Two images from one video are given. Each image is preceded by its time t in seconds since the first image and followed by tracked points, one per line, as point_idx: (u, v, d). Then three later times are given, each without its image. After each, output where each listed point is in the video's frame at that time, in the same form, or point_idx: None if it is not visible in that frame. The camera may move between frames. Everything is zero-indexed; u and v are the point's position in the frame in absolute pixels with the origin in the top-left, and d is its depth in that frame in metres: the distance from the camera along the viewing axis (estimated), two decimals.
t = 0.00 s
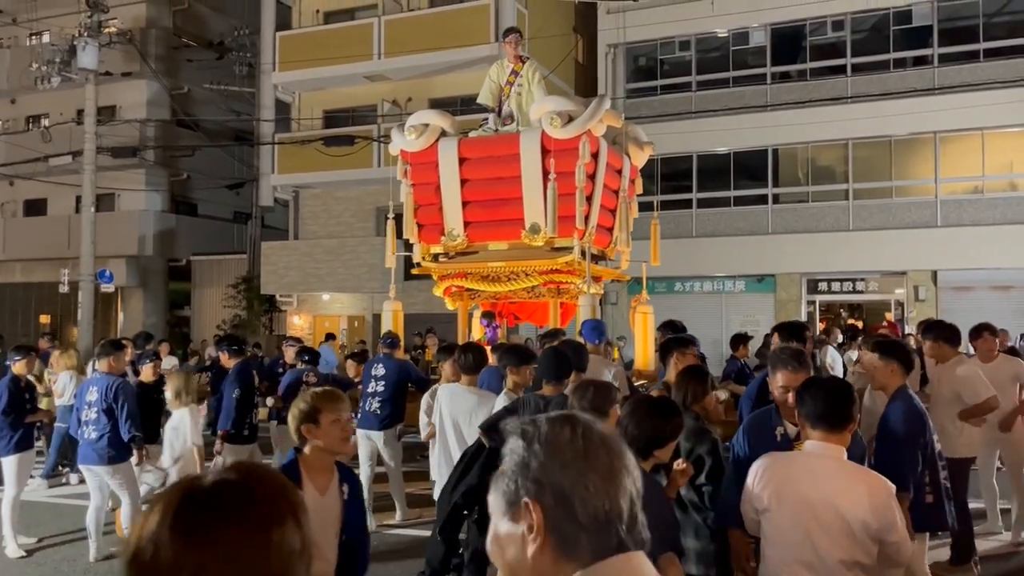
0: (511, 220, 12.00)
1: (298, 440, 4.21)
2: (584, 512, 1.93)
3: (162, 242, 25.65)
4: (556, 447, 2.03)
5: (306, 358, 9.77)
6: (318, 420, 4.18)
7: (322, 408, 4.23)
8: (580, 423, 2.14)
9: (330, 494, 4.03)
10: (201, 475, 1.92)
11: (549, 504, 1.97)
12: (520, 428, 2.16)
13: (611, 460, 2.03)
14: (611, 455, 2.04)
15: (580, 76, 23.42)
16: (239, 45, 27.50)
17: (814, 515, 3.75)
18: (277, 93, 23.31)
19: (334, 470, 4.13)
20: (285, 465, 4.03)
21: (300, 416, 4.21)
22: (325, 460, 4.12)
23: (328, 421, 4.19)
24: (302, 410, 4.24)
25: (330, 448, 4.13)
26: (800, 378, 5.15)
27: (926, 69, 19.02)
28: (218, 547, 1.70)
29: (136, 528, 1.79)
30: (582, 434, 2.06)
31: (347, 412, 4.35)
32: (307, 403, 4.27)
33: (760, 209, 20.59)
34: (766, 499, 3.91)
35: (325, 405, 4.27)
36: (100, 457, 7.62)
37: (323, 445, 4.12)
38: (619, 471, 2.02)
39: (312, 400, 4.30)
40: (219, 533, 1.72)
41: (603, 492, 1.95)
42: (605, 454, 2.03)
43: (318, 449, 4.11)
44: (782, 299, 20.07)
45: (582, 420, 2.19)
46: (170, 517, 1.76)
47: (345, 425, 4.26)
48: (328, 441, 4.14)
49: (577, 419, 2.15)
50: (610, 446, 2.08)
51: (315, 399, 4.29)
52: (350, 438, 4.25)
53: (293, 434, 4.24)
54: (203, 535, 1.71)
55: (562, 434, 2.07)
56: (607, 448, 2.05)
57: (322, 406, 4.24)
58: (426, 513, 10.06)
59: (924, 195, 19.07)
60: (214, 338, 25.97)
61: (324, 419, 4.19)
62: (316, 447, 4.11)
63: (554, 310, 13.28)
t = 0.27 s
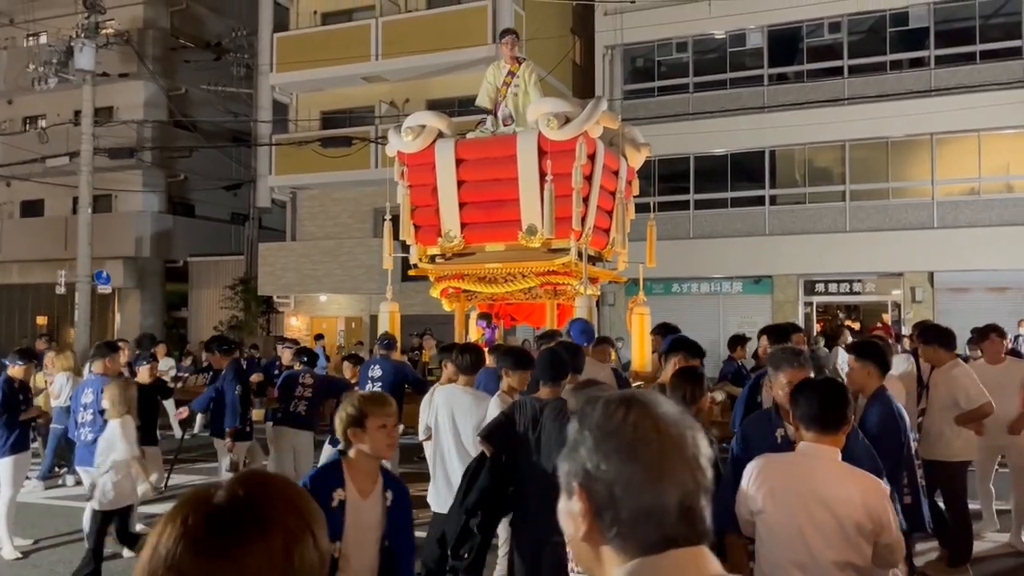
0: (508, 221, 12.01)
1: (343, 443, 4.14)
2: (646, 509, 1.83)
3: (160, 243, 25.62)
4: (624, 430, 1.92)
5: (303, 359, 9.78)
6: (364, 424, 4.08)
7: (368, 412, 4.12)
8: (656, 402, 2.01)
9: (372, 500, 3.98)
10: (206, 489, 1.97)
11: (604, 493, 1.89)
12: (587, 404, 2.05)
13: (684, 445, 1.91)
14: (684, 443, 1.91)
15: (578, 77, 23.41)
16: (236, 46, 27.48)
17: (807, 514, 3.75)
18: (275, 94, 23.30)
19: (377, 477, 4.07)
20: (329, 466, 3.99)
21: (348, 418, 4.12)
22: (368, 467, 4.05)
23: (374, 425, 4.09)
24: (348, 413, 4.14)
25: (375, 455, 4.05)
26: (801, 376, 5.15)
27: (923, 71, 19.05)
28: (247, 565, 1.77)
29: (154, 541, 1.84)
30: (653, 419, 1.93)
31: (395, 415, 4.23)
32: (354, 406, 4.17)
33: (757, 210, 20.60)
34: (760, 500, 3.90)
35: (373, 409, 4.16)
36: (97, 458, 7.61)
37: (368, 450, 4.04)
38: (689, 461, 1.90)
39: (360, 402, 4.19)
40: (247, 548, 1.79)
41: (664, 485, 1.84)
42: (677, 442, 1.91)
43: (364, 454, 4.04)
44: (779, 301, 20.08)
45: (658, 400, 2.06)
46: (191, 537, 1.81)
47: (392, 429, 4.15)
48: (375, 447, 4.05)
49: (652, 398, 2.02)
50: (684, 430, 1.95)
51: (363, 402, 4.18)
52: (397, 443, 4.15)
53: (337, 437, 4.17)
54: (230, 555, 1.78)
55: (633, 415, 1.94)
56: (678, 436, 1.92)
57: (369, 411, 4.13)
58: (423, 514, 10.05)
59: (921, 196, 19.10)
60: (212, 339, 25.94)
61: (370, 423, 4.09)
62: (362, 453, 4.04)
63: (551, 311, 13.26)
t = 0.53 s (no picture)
0: (503, 223, 12.02)
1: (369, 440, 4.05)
2: (702, 508, 1.96)
3: (154, 244, 25.57)
4: (680, 430, 2.07)
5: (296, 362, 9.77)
6: (385, 422, 3.97)
7: (389, 410, 3.99)
8: (721, 403, 2.14)
9: (399, 497, 3.92)
10: (169, 493, 1.95)
11: (660, 490, 2.04)
12: (653, 403, 2.21)
13: (740, 448, 2.02)
14: (743, 445, 2.03)
15: (572, 79, 23.43)
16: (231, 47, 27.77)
17: (801, 520, 3.73)
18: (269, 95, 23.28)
19: (402, 475, 3.96)
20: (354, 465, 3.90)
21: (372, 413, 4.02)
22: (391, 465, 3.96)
23: (395, 423, 3.96)
24: (371, 410, 4.03)
25: (398, 453, 3.92)
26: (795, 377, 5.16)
27: (916, 73, 19.11)
28: (205, 572, 1.77)
29: (113, 546, 1.85)
30: (714, 422, 2.06)
31: (419, 411, 4.08)
32: (377, 403, 4.04)
33: (751, 212, 20.63)
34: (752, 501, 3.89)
35: (395, 406, 4.03)
36: (91, 461, 7.58)
37: (389, 448, 3.92)
38: (746, 461, 2.01)
39: (382, 399, 4.06)
40: (204, 557, 1.78)
41: (719, 484, 1.96)
42: (735, 445, 2.03)
43: (387, 452, 3.93)
44: (773, 303, 20.12)
45: (727, 400, 2.18)
46: (150, 543, 1.81)
47: (415, 426, 4.00)
48: (397, 445, 3.92)
49: (718, 398, 2.15)
50: (746, 434, 2.07)
51: (385, 398, 4.06)
52: (421, 441, 3.99)
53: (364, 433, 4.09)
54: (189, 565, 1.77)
55: (693, 417, 2.09)
56: (743, 440, 2.05)
57: (390, 408, 4.00)
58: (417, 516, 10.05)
59: (914, 199, 19.16)
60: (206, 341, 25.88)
61: (391, 421, 3.96)
62: (385, 450, 3.93)
63: (545, 313, 13.27)
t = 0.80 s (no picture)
0: (491, 225, 12.03)
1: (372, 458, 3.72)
2: (705, 521, 1.93)
3: (140, 245, 25.41)
4: (687, 445, 2.01)
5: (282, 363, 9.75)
6: (389, 436, 3.65)
7: (394, 423, 3.69)
8: (734, 416, 2.06)
9: (408, 518, 3.56)
10: (116, 498, 1.86)
11: (664, 506, 2.02)
12: (666, 412, 2.16)
13: (749, 466, 1.96)
14: (754, 460, 1.97)
15: (561, 81, 23.47)
16: (219, 48, 27.66)
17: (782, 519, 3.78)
18: (257, 96, 23.20)
19: (407, 493, 3.60)
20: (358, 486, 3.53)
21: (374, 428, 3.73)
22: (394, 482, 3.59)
23: (400, 436, 3.65)
24: (374, 424, 3.73)
25: (403, 469, 3.58)
26: (778, 378, 5.19)
27: (902, 77, 19.25)
28: None
29: (52, 553, 1.75)
30: (724, 435, 2.01)
31: (426, 426, 3.77)
32: (381, 417, 3.75)
33: (738, 214, 20.71)
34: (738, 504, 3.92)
35: (400, 419, 3.72)
36: (76, 463, 7.52)
37: (392, 463, 3.58)
38: (754, 481, 1.94)
39: (387, 412, 3.77)
40: (146, 563, 1.68)
41: (724, 505, 1.92)
42: (743, 462, 1.96)
43: (391, 467, 3.58)
44: (760, 305, 20.21)
45: (743, 412, 2.10)
46: (88, 550, 1.71)
47: (421, 441, 3.68)
48: (402, 459, 3.58)
49: (731, 409, 2.08)
50: (759, 450, 2.00)
51: (390, 411, 3.76)
52: (428, 456, 3.67)
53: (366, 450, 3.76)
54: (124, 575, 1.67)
55: (702, 431, 2.03)
56: (757, 455, 1.98)
57: (395, 420, 3.70)
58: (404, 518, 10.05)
59: (900, 202, 19.28)
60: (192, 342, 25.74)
61: (396, 435, 3.65)
62: (389, 466, 3.59)
63: (533, 315, 13.28)
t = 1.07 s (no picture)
0: (471, 228, 12.03)
1: (367, 466, 3.68)
2: (635, 539, 1.73)
3: (116, 246, 25.17)
4: (615, 458, 1.79)
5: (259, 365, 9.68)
6: (388, 444, 3.62)
7: (393, 431, 3.66)
8: (668, 424, 1.82)
9: (409, 528, 3.53)
10: (49, 518, 1.80)
11: (595, 519, 1.81)
12: (599, 418, 1.92)
13: (680, 483, 1.74)
14: (686, 472, 1.75)
15: (541, 84, 23.51)
16: (197, 48, 27.31)
17: (757, 524, 3.80)
18: (236, 97, 23.05)
19: (406, 503, 3.59)
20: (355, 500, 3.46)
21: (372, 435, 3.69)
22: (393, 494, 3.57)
23: (400, 445, 3.62)
24: (371, 431, 3.69)
25: (404, 479, 3.57)
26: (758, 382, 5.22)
27: (878, 83, 19.47)
28: None
29: None
30: (655, 445, 1.78)
31: (425, 433, 3.76)
32: (376, 426, 3.70)
33: (717, 218, 20.85)
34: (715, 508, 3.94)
35: (399, 426, 3.70)
36: (50, 467, 7.43)
37: (392, 473, 3.56)
38: (686, 498, 1.73)
39: (385, 419, 3.73)
40: None
41: (653, 525, 1.72)
42: (674, 479, 1.74)
43: (392, 477, 3.56)
44: (738, 308, 20.36)
45: (679, 417, 1.86)
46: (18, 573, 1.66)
47: (422, 450, 3.67)
48: (403, 470, 3.57)
49: (666, 416, 1.84)
50: (693, 464, 1.77)
51: (388, 418, 3.72)
52: (429, 465, 3.65)
53: (360, 458, 3.72)
54: None
55: (633, 442, 1.80)
56: (692, 467, 1.76)
57: (395, 428, 3.67)
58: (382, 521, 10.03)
59: (876, 206, 19.49)
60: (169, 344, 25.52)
61: (396, 443, 3.62)
62: (389, 476, 3.56)
63: (513, 317, 13.31)
